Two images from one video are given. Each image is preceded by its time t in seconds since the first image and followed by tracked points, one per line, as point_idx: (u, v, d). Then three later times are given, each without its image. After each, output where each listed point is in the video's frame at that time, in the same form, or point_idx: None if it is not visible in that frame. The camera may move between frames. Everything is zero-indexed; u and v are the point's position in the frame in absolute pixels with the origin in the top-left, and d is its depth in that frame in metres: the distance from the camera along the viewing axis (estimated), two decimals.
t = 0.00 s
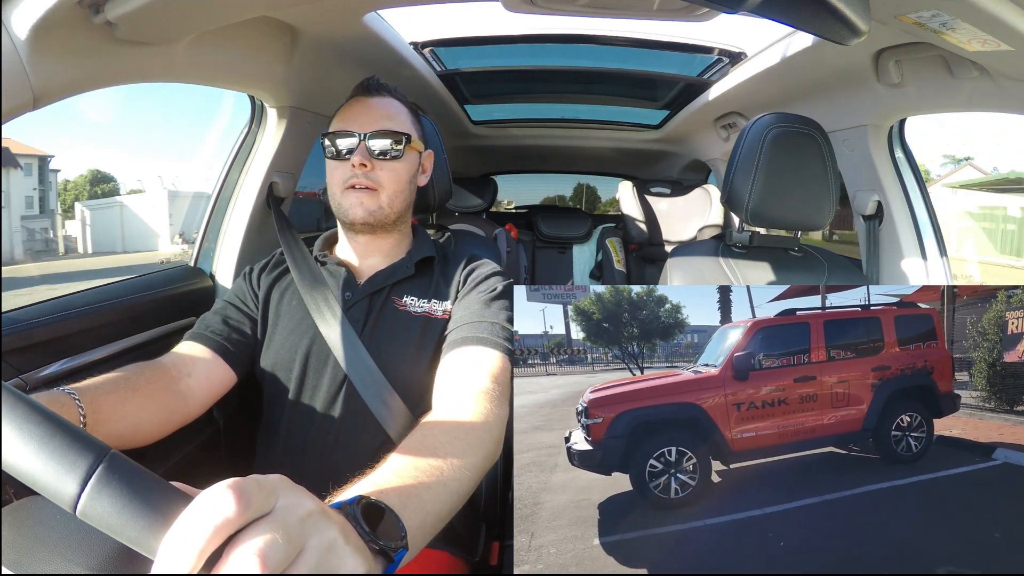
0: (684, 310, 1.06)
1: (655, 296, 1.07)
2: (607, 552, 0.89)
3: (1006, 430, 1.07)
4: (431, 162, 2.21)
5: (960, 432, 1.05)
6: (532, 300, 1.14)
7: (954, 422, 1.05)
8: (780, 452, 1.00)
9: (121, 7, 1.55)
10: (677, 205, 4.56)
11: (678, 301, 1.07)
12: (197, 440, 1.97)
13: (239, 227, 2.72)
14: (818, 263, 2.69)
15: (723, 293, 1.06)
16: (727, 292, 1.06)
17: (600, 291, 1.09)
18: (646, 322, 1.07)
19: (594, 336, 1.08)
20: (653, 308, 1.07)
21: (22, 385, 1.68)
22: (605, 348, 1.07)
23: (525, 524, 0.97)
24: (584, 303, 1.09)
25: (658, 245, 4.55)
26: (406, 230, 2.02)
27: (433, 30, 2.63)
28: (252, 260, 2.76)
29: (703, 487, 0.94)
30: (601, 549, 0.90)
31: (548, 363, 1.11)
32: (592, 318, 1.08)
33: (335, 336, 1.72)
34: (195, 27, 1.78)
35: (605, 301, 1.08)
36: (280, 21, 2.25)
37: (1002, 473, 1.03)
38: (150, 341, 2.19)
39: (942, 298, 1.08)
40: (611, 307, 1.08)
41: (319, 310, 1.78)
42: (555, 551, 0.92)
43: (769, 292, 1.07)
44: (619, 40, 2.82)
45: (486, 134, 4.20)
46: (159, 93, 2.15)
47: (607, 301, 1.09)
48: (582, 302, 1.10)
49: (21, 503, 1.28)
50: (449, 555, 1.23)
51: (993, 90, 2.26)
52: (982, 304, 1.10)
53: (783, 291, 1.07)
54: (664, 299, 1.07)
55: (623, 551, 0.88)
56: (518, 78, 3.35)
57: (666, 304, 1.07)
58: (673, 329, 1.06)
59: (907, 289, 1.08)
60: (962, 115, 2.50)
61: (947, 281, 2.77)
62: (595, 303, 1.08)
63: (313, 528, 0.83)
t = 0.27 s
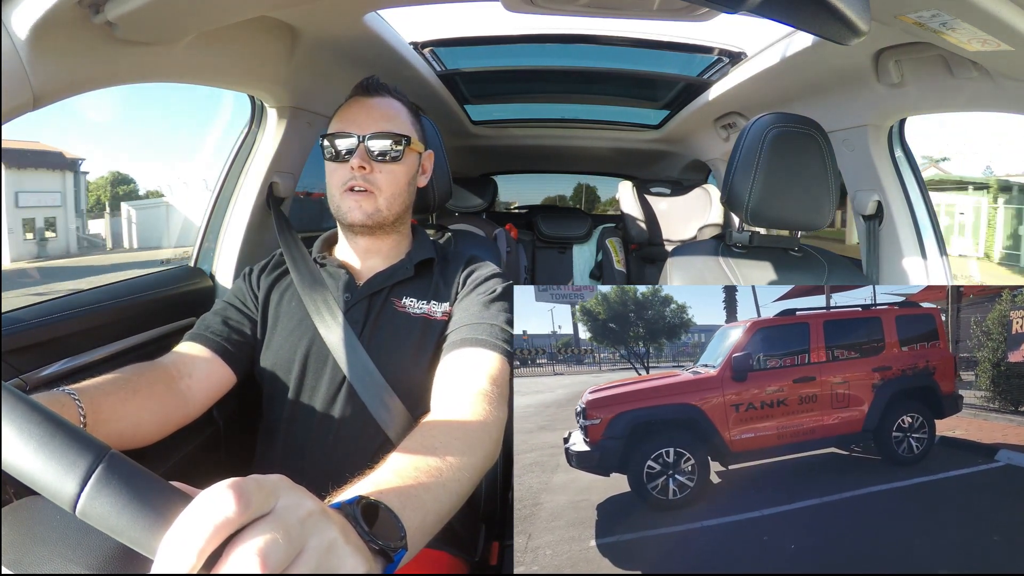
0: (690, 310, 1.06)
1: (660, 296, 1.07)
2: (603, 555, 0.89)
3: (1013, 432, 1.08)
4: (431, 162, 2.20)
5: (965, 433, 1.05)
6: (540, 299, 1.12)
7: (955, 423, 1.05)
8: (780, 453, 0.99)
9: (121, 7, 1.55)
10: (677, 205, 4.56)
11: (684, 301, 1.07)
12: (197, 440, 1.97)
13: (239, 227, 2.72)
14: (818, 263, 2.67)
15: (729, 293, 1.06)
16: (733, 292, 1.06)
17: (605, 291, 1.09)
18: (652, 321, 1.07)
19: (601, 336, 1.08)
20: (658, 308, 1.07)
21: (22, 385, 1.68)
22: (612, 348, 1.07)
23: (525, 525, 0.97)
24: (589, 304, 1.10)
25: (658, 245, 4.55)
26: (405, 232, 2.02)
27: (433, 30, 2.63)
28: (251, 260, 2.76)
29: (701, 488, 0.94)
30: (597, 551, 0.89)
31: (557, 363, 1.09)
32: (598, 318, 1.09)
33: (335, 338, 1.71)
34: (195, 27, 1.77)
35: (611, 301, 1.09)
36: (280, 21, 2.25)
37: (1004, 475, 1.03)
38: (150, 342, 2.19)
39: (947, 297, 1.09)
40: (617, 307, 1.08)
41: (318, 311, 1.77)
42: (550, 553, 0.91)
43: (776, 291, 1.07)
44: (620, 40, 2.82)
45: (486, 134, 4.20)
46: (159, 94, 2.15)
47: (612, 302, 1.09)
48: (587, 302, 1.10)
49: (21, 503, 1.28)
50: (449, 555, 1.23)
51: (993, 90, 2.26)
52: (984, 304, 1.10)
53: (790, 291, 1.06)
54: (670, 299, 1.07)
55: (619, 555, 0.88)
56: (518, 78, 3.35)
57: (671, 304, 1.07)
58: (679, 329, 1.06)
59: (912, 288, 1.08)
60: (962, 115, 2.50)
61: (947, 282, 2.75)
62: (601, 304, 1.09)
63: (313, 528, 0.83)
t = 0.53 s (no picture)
0: (697, 311, 1.06)
1: (666, 296, 1.07)
2: (597, 556, 0.92)
3: (1018, 433, 1.09)
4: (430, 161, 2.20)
5: (968, 434, 1.06)
6: (551, 300, 1.10)
7: (961, 422, 1.06)
8: (778, 454, 1.00)
9: (121, 7, 1.55)
10: (677, 204, 4.56)
11: (691, 302, 1.06)
12: (197, 440, 1.97)
13: (239, 227, 2.72)
14: (819, 263, 2.65)
15: (737, 293, 1.06)
16: (740, 292, 1.06)
17: (611, 292, 1.08)
18: (659, 322, 1.06)
19: (607, 337, 1.06)
20: (665, 308, 1.07)
21: (22, 385, 1.68)
22: (619, 349, 1.06)
23: (527, 526, 0.98)
24: (596, 304, 1.07)
25: (659, 245, 4.55)
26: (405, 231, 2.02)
27: (433, 30, 2.63)
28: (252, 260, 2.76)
29: (698, 489, 0.95)
30: (592, 552, 0.92)
31: (566, 363, 1.08)
32: (605, 318, 1.07)
33: (337, 338, 1.71)
34: (195, 27, 1.77)
35: (617, 301, 1.07)
36: (281, 21, 2.25)
37: (1007, 477, 1.05)
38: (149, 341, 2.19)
39: (955, 297, 1.09)
40: (623, 308, 1.07)
41: (319, 312, 1.77)
42: (547, 553, 0.94)
43: (782, 290, 1.06)
44: (620, 40, 2.82)
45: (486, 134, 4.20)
46: (159, 93, 2.15)
47: (619, 303, 1.08)
48: (594, 303, 1.08)
49: (21, 503, 1.28)
50: (448, 554, 1.24)
51: (993, 90, 2.26)
52: (990, 303, 1.10)
53: (795, 291, 1.06)
54: (676, 299, 1.07)
55: (613, 556, 0.91)
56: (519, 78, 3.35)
57: (678, 304, 1.06)
58: (687, 329, 1.05)
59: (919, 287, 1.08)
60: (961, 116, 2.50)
61: (946, 281, 2.77)
62: (608, 304, 1.07)
63: (313, 528, 0.83)
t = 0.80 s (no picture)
0: (705, 311, 1.05)
1: (675, 297, 1.06)
2: (592, 556, 0.92)
3: None
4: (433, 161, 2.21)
5: (971, 435, 1.04)
6: (564, 301, 1.10)
7: (965, 423, 1.05)
8: (777, 455, 1.00)
9: (121, 7, 1.55)
10: (677, 204, 4.55)
11: (700, 302, 1.06)
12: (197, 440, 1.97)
13: (239, 227, 2.72)
14: (818, 263, 2.67)
15: (745, 294, 1.06)
16: (749, 293, 1.06)
17: (620, 292, 1.07)
18: (667, 322, 1.06)
19: (618, 338, 1.06)
20: (674, 309, 1.06)
21: (23, 385, 1.68)
22: (629, 350, 1.06)
23: (528, 527, 0.97)
24: (605, 304, 1.07)
25: (659, 245, 4.55)
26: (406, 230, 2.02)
27: (433, 30, 2.63)
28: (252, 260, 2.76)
29: (696, 490, 0.96)
30: (586, 552, 0.92)
31: (579, 364, 1.07)
32: (614, 319, 1.07)
33: (337, 337, 1.71)
34: (195, 27, 1.77)
35: (626, 302, 1.07)
36: (280, 21, 2.25)
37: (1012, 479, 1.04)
38: (150, 341, 2.19)
39: (961, 297, 1.08)
40: (632, 308, 1.07)
41: (320, 312, 1.77)
42: (543, 553, 0.94)
43: (790, 290, 1.07)
44: (620, 40, 2.82)
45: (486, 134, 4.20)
46: (159, 94, 2.15)
47: (628, 303, 1.07)
48: (603, 303, 1.08)
49: (21, 503, 1.28)
50: (448, 554, 1.24)
51: (992, 90, 2.26)
52: (996, 302, 1.09)
53: (802, 291, 1.06)
54: (685, 300, 1.06)
55: (608, 556, 0.91)
56: (519, 78, 3.35)
57: (687, 305, 1.06)
58: (695, 329, 1.05)
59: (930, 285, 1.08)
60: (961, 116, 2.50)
61: (946, 281, 2.77)
62: (617, 304, 1.07)
63: (312, 528, 0.83)
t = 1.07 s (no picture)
0: (711, 311, 1.05)
1: (682, 297, 1.06)
2: (586, 555, 0.90)
3: None
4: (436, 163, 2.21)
5: (974, 435, 1.06)
6: (573, 301, 1.09)
7: (967, 423, 1.06)
8: (776, 455, 1.00)
9: (121, 7, 1.55)
10: (677, 204, 4.56)
11: (706, 302, 1.06)
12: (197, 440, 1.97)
13: (239, 226, 2.71)
14: (818, 263, 2.68)
15: (752, 294, 1.06)
16: (755, 292, 1.06)
17: (627, 292, 1.07)
18: (672, 322, 1.06)
19: (624, 338, 1.06)
20: (681, 309, 1.06)
21: (23, 385, 1.68)
22: (634, 350, 1.06)
23: (527, 526, 0.97)
24: (613, 304, 1.07)
25: (659, 245, 4.55)
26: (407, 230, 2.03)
27: (433, 30, 2.63)
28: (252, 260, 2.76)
29: (694, 490, 0.96)
30: (581, 552, 0.91)
31: (586, 364, 1.06)
32: (620, 319, 1.07)
33: (338, 337, 1.71)
34: (196, 27, 1.77)
35: (633, 302, 1.07)
36: (281, 21, 2.25)
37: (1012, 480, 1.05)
38: (150, 341, 2.19)
39: (967, 296, 1.08)
40: (638, 309, 1.06)
41: (319, 312, 1.77)
42: (539, 552, 0.94)
43: (795, 290, 1.07)
44: (620, 40, 2.82)
45: (486, 134, 4.20)
46: (159, 94, 2.15)
47: (633, 303, 1.07)
48: (611, 303, 1.08)
49: (22, 503, 1.28)
50: (448, 554, 1.24)
51: (993, 90, 2.26)
52: (1001, 302, 1.09)
53: (807, 291, 1.06)
54: (691, 300, 1.06)
55: (603, 555, 0.90)
56: (519, 78, 3.35)
57: (693, 304, 1.06)
58: (701, 329, 1.05)
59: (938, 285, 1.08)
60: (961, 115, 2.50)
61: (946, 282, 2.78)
62: (625, 305, 1.06)
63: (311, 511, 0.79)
